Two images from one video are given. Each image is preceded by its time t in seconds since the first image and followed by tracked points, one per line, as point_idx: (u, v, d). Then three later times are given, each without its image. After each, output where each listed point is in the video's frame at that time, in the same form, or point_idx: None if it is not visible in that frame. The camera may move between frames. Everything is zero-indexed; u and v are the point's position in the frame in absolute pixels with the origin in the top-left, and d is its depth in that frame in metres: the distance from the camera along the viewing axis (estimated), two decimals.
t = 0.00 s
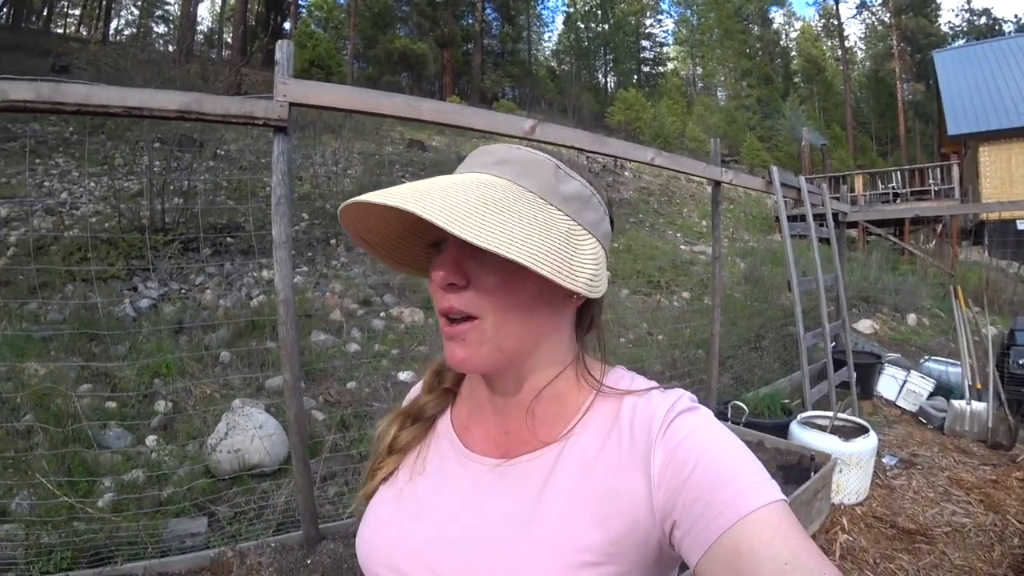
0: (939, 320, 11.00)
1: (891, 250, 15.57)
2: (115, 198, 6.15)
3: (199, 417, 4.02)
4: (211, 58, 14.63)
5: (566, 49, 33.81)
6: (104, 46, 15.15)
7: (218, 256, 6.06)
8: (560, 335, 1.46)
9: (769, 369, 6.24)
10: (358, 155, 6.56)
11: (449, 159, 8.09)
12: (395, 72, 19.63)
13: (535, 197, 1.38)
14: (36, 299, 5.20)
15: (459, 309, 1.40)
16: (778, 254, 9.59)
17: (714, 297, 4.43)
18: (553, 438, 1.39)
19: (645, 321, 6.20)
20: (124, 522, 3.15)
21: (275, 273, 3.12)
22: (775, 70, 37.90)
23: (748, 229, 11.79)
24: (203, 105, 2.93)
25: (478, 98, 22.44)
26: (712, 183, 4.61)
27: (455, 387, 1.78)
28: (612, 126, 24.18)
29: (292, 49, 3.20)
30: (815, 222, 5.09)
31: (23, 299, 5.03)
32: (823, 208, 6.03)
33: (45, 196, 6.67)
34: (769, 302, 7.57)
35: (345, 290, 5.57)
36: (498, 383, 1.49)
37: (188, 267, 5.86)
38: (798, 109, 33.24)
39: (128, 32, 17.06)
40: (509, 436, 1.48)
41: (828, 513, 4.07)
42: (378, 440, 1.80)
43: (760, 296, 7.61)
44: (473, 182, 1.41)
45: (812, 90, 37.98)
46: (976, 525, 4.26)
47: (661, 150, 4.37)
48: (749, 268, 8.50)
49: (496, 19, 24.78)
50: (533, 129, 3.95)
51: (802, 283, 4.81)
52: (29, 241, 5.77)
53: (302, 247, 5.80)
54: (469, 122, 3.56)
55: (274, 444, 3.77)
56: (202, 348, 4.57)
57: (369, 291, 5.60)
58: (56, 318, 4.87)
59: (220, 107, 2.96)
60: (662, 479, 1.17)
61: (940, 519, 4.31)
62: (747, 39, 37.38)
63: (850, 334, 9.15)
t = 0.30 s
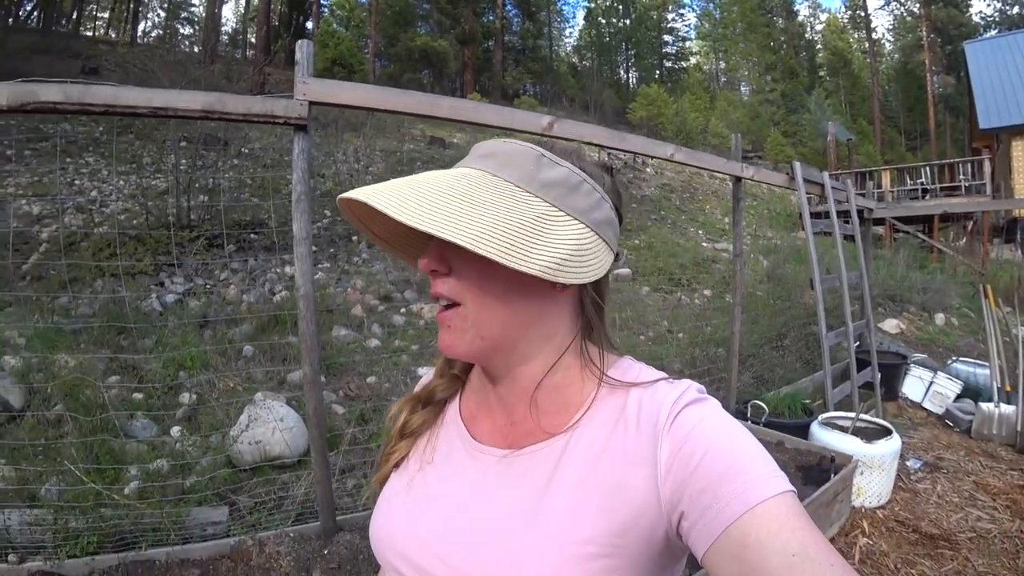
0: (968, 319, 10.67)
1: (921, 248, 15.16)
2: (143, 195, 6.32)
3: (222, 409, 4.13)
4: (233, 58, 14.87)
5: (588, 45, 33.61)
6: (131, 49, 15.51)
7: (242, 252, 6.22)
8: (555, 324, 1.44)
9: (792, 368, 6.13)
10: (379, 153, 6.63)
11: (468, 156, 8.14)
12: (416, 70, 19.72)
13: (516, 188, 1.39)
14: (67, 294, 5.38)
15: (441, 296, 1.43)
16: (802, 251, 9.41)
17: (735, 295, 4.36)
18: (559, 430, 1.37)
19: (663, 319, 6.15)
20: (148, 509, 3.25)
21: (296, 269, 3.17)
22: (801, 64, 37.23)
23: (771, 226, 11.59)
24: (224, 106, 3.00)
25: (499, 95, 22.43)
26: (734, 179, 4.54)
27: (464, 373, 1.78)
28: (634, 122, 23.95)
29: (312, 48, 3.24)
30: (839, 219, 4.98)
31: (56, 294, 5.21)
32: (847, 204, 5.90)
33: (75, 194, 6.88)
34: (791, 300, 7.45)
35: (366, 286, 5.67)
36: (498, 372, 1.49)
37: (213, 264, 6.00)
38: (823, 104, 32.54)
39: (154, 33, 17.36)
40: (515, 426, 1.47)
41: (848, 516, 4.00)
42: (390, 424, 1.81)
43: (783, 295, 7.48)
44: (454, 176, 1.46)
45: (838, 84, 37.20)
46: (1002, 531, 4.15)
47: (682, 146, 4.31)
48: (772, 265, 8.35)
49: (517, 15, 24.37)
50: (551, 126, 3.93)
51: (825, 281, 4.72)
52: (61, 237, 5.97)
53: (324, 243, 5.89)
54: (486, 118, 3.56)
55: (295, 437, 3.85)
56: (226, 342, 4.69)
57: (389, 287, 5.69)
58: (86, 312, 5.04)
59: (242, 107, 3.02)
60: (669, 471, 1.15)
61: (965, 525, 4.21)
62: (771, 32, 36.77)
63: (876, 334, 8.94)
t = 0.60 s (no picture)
0: (979, 320, 10.60)
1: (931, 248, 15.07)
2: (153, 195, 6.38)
3: (232, 407, 4.17)
4: (242, 58, 14.95)
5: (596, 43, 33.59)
6: (141, 50, 15.61)
7: (251, 251, 6.28)
8: (570, 319, 1.45)
9: (801, 368, 6.12)
10: (387, 153, 6.66)
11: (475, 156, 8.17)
12: (424, 69, 19.77)
13: (527, 186, 1.40)
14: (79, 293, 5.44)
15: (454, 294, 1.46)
16: (811, 251, 9.38)
17: (743, 294, 4.36)
18: (575, 422, 1.38)
19: (671, 318, 6.15)
20: (160, 506, 3.29)
21: (307, 268, 3.20)
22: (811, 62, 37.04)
23: (780, 225, 11.55)
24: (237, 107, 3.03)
25: (507, 94, 22.45)
26: (742, 178, 4.54)
27: (482, 363, 1.78)
28: (643, 121, 23.94)
29: (323, 49, 3.26)
30: (849, 218, 4.96)
31: (68, 293, 5.27)
32: (857, 203, 5.87)
33: (87, 194, 6.94)
34: (800, 300, 7.44)
35: (375, 285, 5.71)
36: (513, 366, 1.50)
37: (223, 263, 6.05)
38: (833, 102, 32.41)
39: (163, 34, 17.42)
40: (532, 419, 1.48)
41: (857, 516, 4.00)
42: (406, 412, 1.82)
43: (791, 294, 7.46)
44: (466, 176, 1.48)
45: (848, 82, 37.03)
46: (1012, 532, 4.13)
47: (691, 146, 4.32)
48: (781, 265, 8.33)
49: (524, 14, 24.72)
50: (560, 126, 3.95)
51: (834, 280, 4.71)
52: (73, 237, 6.03)
53: (333, 243, 5.93)
54: (495, 118, 3.57)
55: (305, 435, 3.88)
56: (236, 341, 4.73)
57: (398, 286, 5.73)
58: (98, 310, 5.10)
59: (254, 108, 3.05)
60: (688, 464, 1.15)
61: (974, 525, 4.19)
62: (780, 30, 36.69)
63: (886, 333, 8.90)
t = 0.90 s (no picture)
0: (971, 314, 10.70)
1: (923, 244, 15.21)
2: (146, 200, 6.35)
3: (229, 411, 4.15)
4: (233, 62, 14.79)
5: (587, 44, 33.73)
6: (130, 55, 15.46)
7: (246, 255, 6.25)
8: (583, 322, 1.44)
9: (797, 365, 6.16)
10: (381, 155, 6.65)
11: (469, 157, 8.17)
12: (416, 71, 19.71)
13: (534, 189, 1.39)
14: (71, 299, 5.41)
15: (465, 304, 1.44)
16: (805, 248, 9.43)
17: (738, 292, 4.39)
18: (592, 426, 1.38)
19: (668, 317, 6.17)
20: (157, 515, 3.27)
21: (305, 271, 3.19)
22: (800, 61, 37.28)
23: (773, 223, 11.62)
24: (233, 109, 3.02)
25: (499, 96, 22.43)
26: (737, 177, 4.57)
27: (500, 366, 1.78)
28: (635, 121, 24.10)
29: (318, 51, 3.25)
30: (842, 215, 5.01)
31: (60, 300, 5.23)
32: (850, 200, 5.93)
33: (78, 200, 6.87)
34: (794, 297, 7.49)
35: (371, 288, 5.73)
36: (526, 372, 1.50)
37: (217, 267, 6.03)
38: (822, 101, 32.68)
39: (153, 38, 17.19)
40: (549, 423, 1.47)
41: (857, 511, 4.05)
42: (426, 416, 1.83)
43: (786, 292, 7.52)
44: (472, 181, 1.47)
45: (838, 80, 37.34)
46: (1009, 523, 4.19)
47: (685, 145, 4.35)
48: (775, 262, 8.38)
49: (516, 15, 24.80)
50: (556, 126, 3.96)
51: (828, 277, 4.75)
52: (64, 243, 5.99)
53: (328, 246, 5.92)
54: (491, 120, 3.58)
55: (303, 439, 3.86)
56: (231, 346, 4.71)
57: (393, 289, 5.75)
58: (91, 317, 5.05)
59: (251, 111, 3.05)
60: (703, 466, 1.15)
61: (971, 517, 4.24)
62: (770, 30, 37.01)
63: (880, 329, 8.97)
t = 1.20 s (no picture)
0: (942, 312, 11.08)
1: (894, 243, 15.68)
2: (119, 196, 6.20)
3: (207, 413, 4.08)
4: (212, 54, 14.36)
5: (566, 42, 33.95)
6: (104, 44, 14.97)
7: (223, 253, 6.14)
8: (583, 324, 1.40)
9: (775, 362, 6.32)
10: (361, 152, 6.58)
11: (454, 155, 8.14)
12: (397, 67, 19.51)
13: (532, 193, 1.34)
14: (41, 299, 5.26)
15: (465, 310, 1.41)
16: (782, 247, 9.65)
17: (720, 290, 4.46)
18: (592, 430, 1.34)
19: (650, 315, 6.26)
20: (136, 523, 3.20)
21: (286, 270, 3.10)
22: (773, 62, 38.01)
23: (753, 222, 11.85)
24: (214, 103, 2.92)
25: (481, 93, 22.41)
26: (719, 177, 4.64)
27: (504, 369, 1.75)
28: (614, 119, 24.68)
29: (302, 45, 3.17)
30: (820, 215, 5.15)
31: (30, 299, 5.09)
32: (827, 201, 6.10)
33: (49, 194, 6.66)
34: (772, 294, 7.66)
35: (350, 286, 5.72)
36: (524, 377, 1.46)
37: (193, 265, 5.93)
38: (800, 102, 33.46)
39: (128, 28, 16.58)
40: (550, 428, 1.43)
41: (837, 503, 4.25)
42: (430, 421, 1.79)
43: (764, 289, 7.68)
44: (469, 185, 1.43)
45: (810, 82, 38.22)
46: (981, 514, 4.40)
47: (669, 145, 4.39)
48: (752, 261, 8.56)
49: (498, 13, 24.70)
50: (541, 124, 3.94)
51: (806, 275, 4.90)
52: (34, 240, 5.81)
53: (307, 244, 5.84)
54: (478, 117, 3.55)
55: (284, 441, 3.83)
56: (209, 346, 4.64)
57: (374, 287, 5.74)
58: (61, 317, 4.93)
59: (231, 105, 2.94)
60: (706, 469, 1.11)
61: (946, 508, 4.46)
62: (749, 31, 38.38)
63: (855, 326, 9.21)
